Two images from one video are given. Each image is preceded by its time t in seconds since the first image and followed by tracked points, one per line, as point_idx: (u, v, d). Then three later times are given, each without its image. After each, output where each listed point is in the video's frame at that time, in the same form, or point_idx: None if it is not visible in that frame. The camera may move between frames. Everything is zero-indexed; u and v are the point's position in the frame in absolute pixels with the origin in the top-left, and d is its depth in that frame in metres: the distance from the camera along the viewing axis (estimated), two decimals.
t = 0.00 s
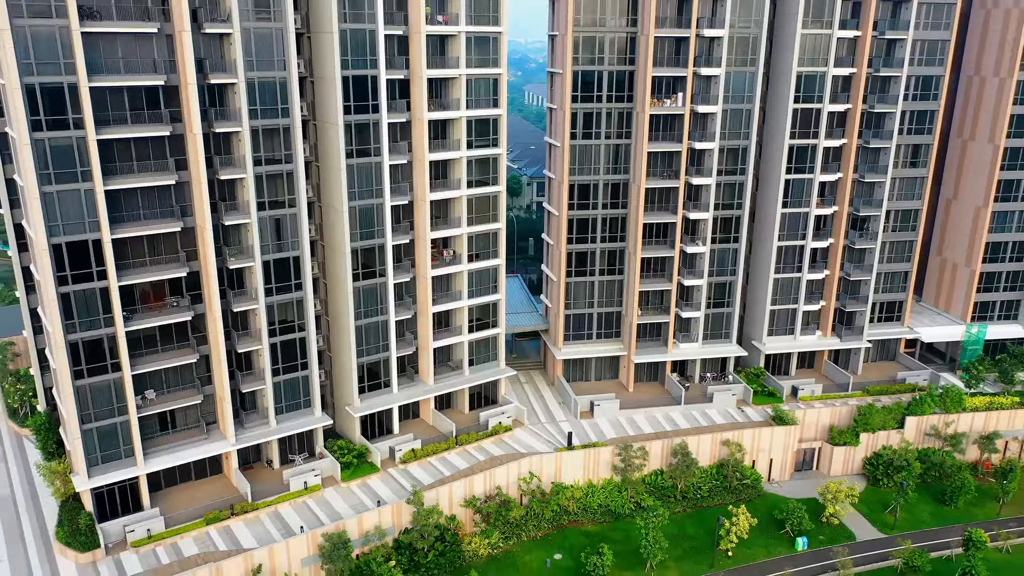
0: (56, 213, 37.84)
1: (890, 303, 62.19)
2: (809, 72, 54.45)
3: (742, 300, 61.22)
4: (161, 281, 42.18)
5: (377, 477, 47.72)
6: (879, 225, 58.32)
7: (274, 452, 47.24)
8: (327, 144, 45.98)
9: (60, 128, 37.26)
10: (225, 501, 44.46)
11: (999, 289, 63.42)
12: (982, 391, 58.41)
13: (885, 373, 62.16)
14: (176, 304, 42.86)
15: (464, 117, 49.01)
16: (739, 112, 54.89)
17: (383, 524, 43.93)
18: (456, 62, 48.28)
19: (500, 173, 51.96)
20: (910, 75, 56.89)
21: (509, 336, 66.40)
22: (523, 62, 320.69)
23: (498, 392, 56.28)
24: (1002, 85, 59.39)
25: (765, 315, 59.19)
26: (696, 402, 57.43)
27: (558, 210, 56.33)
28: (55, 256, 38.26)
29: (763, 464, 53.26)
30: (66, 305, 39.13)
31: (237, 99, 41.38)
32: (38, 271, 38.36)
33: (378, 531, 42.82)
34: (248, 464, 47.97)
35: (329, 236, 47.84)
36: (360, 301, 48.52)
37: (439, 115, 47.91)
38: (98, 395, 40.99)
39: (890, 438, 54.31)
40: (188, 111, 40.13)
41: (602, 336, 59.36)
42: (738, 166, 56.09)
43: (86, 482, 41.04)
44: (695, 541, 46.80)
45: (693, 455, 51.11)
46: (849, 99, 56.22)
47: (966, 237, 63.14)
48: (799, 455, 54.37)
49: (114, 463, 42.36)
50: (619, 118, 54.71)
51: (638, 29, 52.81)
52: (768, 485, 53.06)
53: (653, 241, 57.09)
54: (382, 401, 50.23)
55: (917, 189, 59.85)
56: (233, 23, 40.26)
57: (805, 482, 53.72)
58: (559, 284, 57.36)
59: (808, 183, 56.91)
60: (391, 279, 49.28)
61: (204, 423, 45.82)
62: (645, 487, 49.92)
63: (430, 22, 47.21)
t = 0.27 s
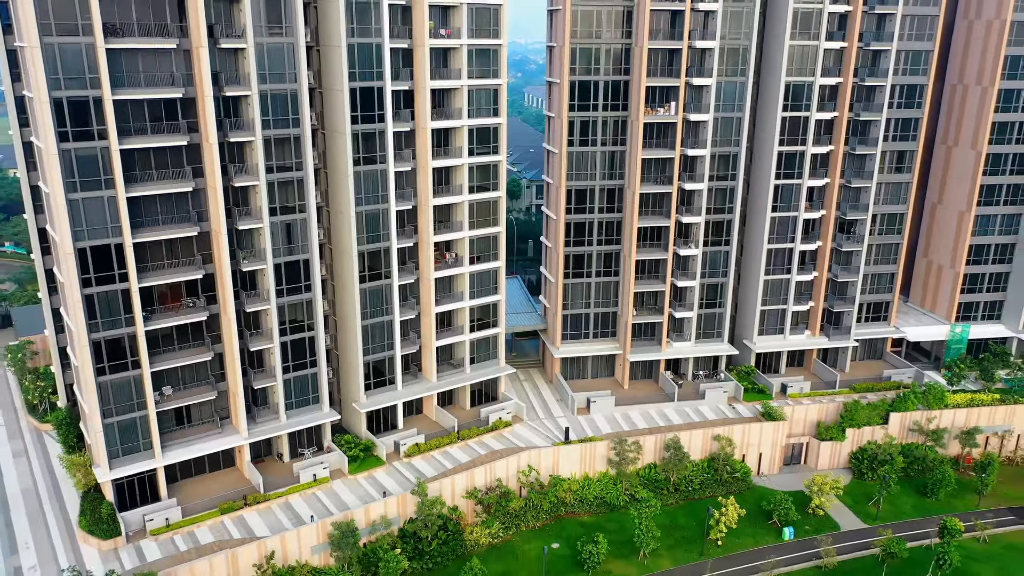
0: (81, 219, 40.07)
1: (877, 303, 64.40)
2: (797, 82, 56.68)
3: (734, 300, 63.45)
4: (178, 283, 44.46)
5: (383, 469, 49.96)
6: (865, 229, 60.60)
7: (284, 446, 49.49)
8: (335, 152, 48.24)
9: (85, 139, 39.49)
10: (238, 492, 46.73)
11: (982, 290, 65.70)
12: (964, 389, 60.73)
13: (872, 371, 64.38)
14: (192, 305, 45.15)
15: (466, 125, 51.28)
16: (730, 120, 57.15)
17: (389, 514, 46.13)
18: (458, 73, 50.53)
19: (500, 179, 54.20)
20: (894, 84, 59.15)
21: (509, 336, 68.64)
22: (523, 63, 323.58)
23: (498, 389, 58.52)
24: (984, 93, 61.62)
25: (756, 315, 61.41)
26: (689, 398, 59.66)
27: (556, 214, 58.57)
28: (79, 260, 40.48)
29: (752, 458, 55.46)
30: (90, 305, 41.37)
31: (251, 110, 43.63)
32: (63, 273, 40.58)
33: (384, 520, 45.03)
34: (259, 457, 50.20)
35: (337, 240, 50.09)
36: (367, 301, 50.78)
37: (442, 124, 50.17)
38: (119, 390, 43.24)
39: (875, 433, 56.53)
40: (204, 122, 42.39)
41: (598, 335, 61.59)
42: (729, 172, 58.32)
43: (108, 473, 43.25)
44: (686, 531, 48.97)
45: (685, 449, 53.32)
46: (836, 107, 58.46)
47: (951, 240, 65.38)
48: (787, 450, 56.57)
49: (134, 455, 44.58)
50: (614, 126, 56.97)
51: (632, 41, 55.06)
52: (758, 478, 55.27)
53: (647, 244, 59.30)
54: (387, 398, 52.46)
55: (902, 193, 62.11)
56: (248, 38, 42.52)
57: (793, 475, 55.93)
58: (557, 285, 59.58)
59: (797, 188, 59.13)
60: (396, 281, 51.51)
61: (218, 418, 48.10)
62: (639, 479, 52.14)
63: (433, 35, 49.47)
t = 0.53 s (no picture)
0: (104, 224, 42.29)
1: (864, 304, 66.66)
2: (786, 90, 58.91)
3: (726, 301, 65.69)
4: (193, 285, 46.78)
5: (388, 463, 52.23)
6: (852, 231, 62.91)
7: (294, 440, 51.73)
8: (343, 159, 50.50)
9: (108, 148, 41.71)
10: (250, 484, 48.98)
11: (967, 291, 67.93)
12: (948, 386, 63.02)
13: (860, 369, 66.63)
14: (207, 306, 47.46)
15: (468, 133, 53.55)
16: (721, 128, 59.39)
17: (395, 505, 48.39)
18: (460, 84, 52.77)
19: (501, 185, 56.43)
20: (880, 92, 61.43)
21: (509, 335, 70.89)
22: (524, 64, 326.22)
23: (499, 386, 60.75)
24: (967, 101, 63.79)
25: (747, 315, 63.64)
26: (682, 395, 61.92)
27: (554, 218, 60.80)
28: (102, 262, 42.70)
29: (743, 453, 57.67)
30: (111, 305, 43.60)
31: (263, 120, 45.87)
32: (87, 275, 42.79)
33: (390, 510, 47.27)
34: (270, 451, 52.44)
35: (345, 243, 52.33)
36: (373, 302, 53.04)
37: (445, 132, 52.43)
38: (139, 387, 45.49)
39: (861, 429, 58.73)
40: (220, 132, 44.62)
41: (595, 334, 63.83)
42: (721, 177, 60.56)
43: (127, 465, 45.46)
44: (679, 521, 51.16)
45: (677, 444, 55.53)
46: (824, 115, 60.71)
47: (936, 242, 67.61)
48: (777, 445, 58.77)
49: (152, 448, 46.83)
50: (610, 133, 59.21)
51: (628, 51, 57.28)
52: (748, 472, 57.49)
53: (643, 246, 61.53)
54: (392, 394, 54.69)
55: (888, 198, 64.36)
56: (261, 52, 44.77)
57: (782, 469, 58.13)
58: (555, 286, 61.81)
59: (786, 193, 61.36)
60: (401, 282, 53.74)
61: (231, 413, 50.34)
62: (634, 473, 54.36)
63: (437, 48, 51.72)
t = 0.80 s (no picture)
0: (125, 228, 44.57)
1: (852, 304, 68.96)
2: (776, 99, 61.18)
3: (718, 301, 67.97)
4: (208, 286, 49.07)
5: (393, 457, 54.53)
6: (840, 234, 65.27)
7: (303, 435, 54.02)
8: (350, 166, 52.78)
9: (129, 157, 43.99)
10: (262, 476, 51.28)
11: (952, 292, 70.20)
12: (932, 383, 65.35)
13: (848, 367, 68.93)
14: (221, 306, 49.72)
15: (469, 141, 55.84)
16: (713, 135, 61.67)
17: (399, 496, 50.64)
18: (462, 93, 55.06)
19: (501, 190, 58.70)
20: (867, 100, 63.74)
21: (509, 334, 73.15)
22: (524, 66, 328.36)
23: (499, 384, 63.04)
24: (952, 108, 66.05)
25: (739, 315, 65.91)
26: (676, 392, 64.22)
27: (553, 221, 63.08)
28: (123, 265, 44.98)
29: (734, 448, 59.93)
30: (131, 306, 45.88)
31: (275, 130, 48.15)
32: (108, 277, 45.07)
33: (395, 501, 49.54)
34: (280, 445, 54.72)
35: (351, 246, 54.62)
36: (378, 302, 55.33)
37: (447, 140, 54.71)
38: (156, 383, 47.79)
39: (848, 425, 60.95)
40: (234, 141, 46.92)
41: (592, 333, 66.11)
42: (713, 182, 62.84)
43: (145, 458, 47.76)
44: (671, 513, 53.39)
45: (670, 439, 57.78)
46: (812, 122, 62.99)
47: (923, 245, 69.87)
48: (767, 440, 61.03)
49: (168, 442, 49.12)
50: (606, 140, 61.48)
51: (623, 61, 59.56)
52: (739, 466, 59.75)
53: (638, 249, 63.84)
54: (397, 391, 56.96)
55: (875, 202, 66.65)
56: (273, 65, 47.06)
57: (772, 463, 60.38)
58: (554, 287, 64.10)
59: (776, 197, 63.63)
60: (405, 283, 56.01)
61: (243, 409, 52.62)
62: (629, 467, 56.62)
63: (440, 59, 54.01)
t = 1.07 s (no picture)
0: (143, 232, 46.86)
1: (841, 304, 71.27)
2: (766, 106, 63.43)
3: (712, 302, 70.24)
4: (221, 287, 51.37)
5: (398, 451, 56.81)
6: (829, 237, 67.56)
7: (311, 430, 56.32)
8: (357, 172, 55.07)
9: (147, 165, 46.26)
10: (272, 469, 53.58)
11: (938, 293, 72.48)
12: (917, 381, 67.75)
13: (837, 366, 71.23)
14: (234, 306, 51.99)
15: (471, 147, 58.12)
16: (706, 141, 63.96)
17: (404, 488, 52.91)
18: (464, 102, 57.33)
19: (501, 194, 60.96)
20: (855, 108, 66.01)
21: (509, 334, 75.47)
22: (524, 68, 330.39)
23: (499, 381, 65.35)
24: (937, 115, 68.32)
25: (731, 315, 68.19)
26: (670, 390, 66.54)
27: (551, 224, 65.36)
28: (141, 267, 47.26)
29: (725, 443, 62.19)
30: (149, 306, 48.17)
31: (285, 138, 50.44)
32: (127, 279, 47.33)
33: (400, 493, 51.82)
34: (289, 440, 57.02)
35: (358, 249, 56.93)
36: (383, 303, 57.62)
37: (450, 146, 56.98)
38: (172, 380, 50.07)
39: (836, 421, 63.16)
40: (246, 149, 49.19)
41: (589, 333, 68.41)
42: (706, 187, 65.13)
43: (162, 451, 50.07)
44: (665, 505, 55.60)
45: (664, 434, 60.01)
46: (802, 128, 65.26)
47: (910, 247, 72.13)
48: (757, 435, 63.26)
49: (183, 436, 51.39)
50: (603, 146, 63.75)
51: (619, 71, 61.81)
52: (730, 461, 62.03)
53: (634, 251, 66.14)
54: (401, 388, 59.25)
55: (863, 205, 68.92)
56: (283, 76, 49.35)
57: (762, 458, 62.60)
58: (552, 288, 66.38)
59: (767, 201, 65.89)
60: (409, 285, 58.29)
61: (254, 405, 54.94)
62: (625, 461, 58.89)
63: (442, 69, 56.28)
